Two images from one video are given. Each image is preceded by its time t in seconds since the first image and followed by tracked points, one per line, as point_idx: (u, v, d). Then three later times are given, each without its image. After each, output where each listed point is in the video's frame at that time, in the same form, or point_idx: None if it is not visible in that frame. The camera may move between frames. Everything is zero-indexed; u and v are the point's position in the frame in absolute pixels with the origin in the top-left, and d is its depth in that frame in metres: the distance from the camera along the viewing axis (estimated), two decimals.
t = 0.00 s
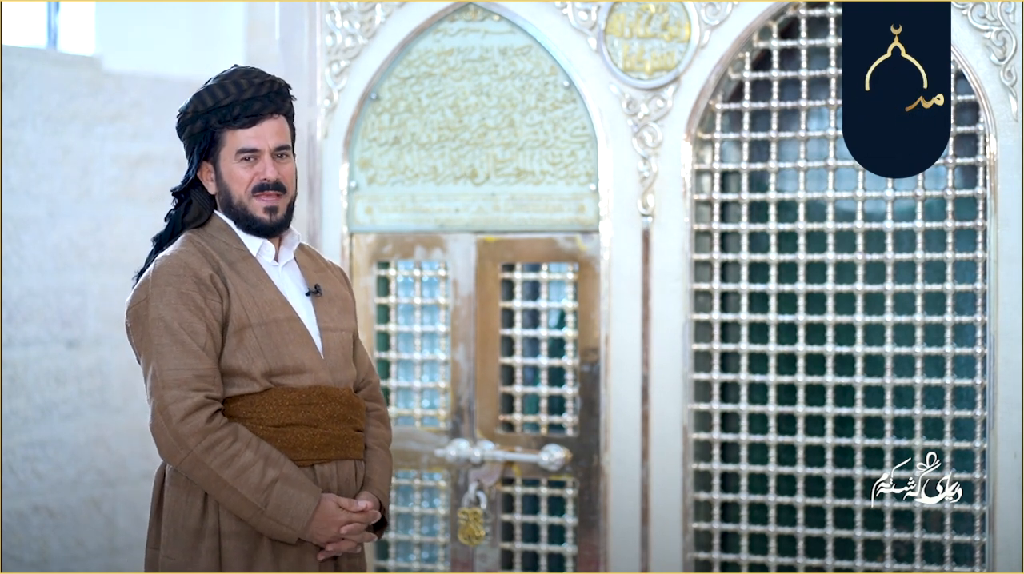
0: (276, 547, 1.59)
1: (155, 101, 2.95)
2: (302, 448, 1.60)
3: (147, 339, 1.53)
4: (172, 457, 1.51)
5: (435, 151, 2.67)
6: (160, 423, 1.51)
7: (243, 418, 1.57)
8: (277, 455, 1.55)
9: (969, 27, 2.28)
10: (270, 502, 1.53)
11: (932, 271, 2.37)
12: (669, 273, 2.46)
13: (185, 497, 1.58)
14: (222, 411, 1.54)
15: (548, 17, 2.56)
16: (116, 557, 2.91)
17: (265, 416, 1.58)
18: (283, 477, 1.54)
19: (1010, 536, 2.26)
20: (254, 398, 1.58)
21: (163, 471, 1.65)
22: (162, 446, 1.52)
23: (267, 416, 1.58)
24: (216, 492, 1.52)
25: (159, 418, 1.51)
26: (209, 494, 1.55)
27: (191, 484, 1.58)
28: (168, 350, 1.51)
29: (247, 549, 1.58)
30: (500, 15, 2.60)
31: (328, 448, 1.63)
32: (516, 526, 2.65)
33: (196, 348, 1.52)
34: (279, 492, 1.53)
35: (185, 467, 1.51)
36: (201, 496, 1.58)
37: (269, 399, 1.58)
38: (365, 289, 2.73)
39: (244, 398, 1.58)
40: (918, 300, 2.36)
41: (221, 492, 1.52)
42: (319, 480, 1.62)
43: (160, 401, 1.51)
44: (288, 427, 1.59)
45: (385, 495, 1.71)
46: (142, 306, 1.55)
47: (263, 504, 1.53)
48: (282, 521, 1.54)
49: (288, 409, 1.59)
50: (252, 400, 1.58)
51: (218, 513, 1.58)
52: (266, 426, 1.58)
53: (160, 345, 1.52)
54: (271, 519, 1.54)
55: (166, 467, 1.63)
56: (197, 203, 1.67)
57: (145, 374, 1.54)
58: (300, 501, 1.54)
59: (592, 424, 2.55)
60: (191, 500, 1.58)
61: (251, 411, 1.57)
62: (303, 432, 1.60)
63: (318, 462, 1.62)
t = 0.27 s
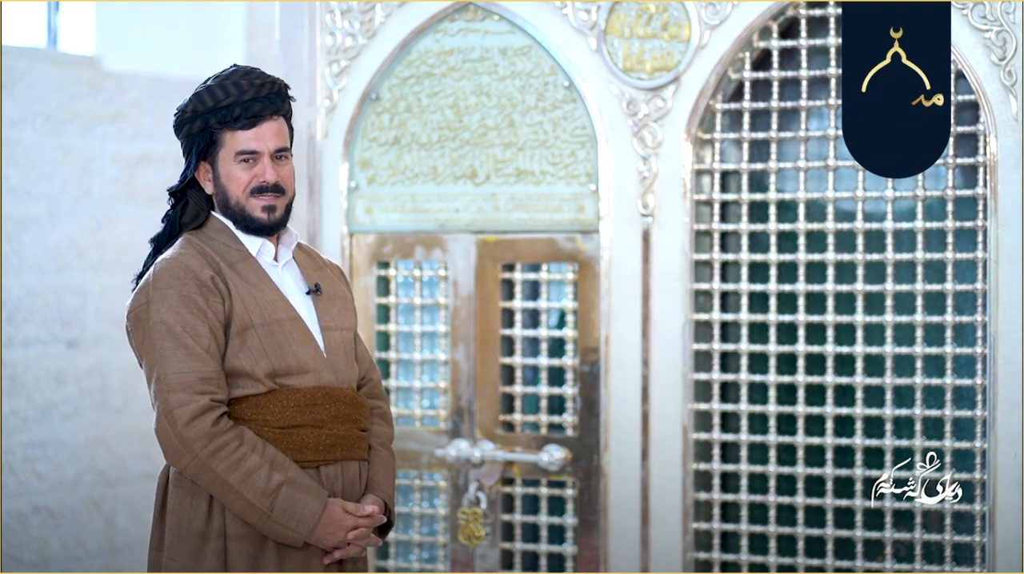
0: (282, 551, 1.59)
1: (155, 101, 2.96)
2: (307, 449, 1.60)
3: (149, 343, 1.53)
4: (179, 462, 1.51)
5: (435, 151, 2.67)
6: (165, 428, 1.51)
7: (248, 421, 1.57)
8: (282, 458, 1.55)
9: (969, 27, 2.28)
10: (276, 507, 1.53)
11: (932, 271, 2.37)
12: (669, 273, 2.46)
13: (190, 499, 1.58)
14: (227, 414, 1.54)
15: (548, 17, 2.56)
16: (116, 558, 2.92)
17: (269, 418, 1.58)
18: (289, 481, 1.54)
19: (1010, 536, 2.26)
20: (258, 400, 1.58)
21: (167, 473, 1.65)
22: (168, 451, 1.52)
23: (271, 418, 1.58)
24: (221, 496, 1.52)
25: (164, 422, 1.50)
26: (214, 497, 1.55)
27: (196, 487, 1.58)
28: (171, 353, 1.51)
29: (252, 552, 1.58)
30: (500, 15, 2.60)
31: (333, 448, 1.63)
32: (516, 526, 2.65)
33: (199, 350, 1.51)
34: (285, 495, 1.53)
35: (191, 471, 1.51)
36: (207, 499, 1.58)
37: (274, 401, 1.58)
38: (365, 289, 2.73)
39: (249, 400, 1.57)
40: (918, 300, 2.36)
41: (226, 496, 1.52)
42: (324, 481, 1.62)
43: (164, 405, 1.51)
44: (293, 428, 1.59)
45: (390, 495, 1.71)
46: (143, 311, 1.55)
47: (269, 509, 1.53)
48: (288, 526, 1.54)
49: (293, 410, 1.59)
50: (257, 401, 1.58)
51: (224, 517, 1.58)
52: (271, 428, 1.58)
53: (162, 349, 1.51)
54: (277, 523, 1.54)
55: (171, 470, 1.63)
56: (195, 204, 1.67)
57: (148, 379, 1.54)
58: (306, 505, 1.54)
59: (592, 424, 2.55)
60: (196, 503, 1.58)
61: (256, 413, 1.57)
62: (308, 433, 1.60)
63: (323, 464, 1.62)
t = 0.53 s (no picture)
0: (280, 552, 1.59)
1: (155, 101, 2.96)
2: (307, 451, 1.60)
3: (150, 344, 1.53)
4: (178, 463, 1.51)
5: (435, 151, 2.67)
6: (164, 429, 1.51)
7: (248, 422, 1.57)
8: (282, 461, 1.55)
9: (969, 27, 2.28)
10: (274, 509, 1.53)
11: (932, 271, 2.37)
12: (669, 273, 2.46)
13: (188, 500, 1.59)
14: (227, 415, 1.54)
15: (548, 17, 2.56)
16: (116, 557, 2.92)
17: (269, 419, 1.58)
18: (288, 484, 1.54)
19: (1010, 535, 2.26)
20: (258, 402, 1.58)
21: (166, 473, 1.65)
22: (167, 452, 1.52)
23: (271, 419, 1.58)
24: (220, 497, 1.52)
25: (164, 424, 1.51)
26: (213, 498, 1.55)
27: (195, 487, 1.58)
28: (172, 354, 1.51)
29: (250, 554, 1.58)
30: (500, 15, 2.60)
31: (333, 451, 1.63)
32: (516, 526, 2.65)
33: (200, 352, 1.52)
34: (283, 498, 1.53)
35: (190, 472, 1.51)
36: (206, 499, 1.58)
37: (274, 403, 1.58)
38: (365, 289, 2.73)
39: (248, 402, 1.57)
40: (918, 300, 2.36)
41: (225, 498, 1.52)
42: (324, 483, 1.62)
43: (164, 406, 1.51)
44: (293, 430, 1.59)
45: (390, 497, 1.72)
46: (145, 312, 1.55)
47: (267, 511, 1.53)
48: (287, 528, 1.54)
49: (293, 412, 1.59)
50: (257, 403, 1.58)
51: (222, 518, 1.58)
52: (271, 429, 1.58)
53: (163, 350, 1.52)
54: (275, 525, 1.54)
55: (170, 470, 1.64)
56: (198, 204, 1.67)
57: (149, 379, 1.54)
58: (305, 507, 1.54)
59: (592, 424, 2.55)
60: (195, 503, 1.58)
61: (255, 414, 1.57)
62: (308, 435, 1.60)
63: (322, 465, 1.62)
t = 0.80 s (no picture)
0: (277, 552, 1.59)
1: (155, 101, 3.01)
2: (305, 453, 1.60)
3: (152, 341, 1.53)
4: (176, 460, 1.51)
5: (435, 151, 2.67)
6: (164, 426, 1.50)
7: (248, 422, 1.57)
8: (281, 461, 1.55)
9: (969, 27, 2.28)
10: (272, 509, 1.53)
11: (932, 271, 2.37)
12: (669, 273, 2.46)
13: (187, 498, 1.58)
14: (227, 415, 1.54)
15: (548, 17, 2.56)
16: (116, 557, 2.95)
17: (269, 420, 1.57)
18: (286, 485, 1.54)
19: (1010, 535, 2.26)
20: (258, 402, 1.58)
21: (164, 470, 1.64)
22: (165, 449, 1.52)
23: (271, 419, 1.57)
24: (217, 496, 1.52)
25: (163, 421, 1.50)
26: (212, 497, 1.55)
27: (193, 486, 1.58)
28: (174, 352, 1.51)
29: (247, 553, 1.58)
30: (500, 15, 2.60)
31: (332, 452, 1.63)
32: (516, 526, 2.65)
33: (202, 351, 1.51)
34: (281, 498, 1.53)
35: (189, 470, 1.51)
36: (204, 498, 1.58)
37: (274, 403, 1.58)
38: (365, 289, 2.73)
39: (248, 401, 1.57)
40: (918, 300, 2.36)
41: (223, 497, 1.52)
42: (322, 484, 1.62)
43: (164, 403, 1.50)
44: (293, 430, 1.59)
45: (387, 499, 1.72)
46: (148, 308, 1.55)
47: (264, 512, 1.53)
48: (283, 529, 1.54)
49: (293, 413, 1.59)
50: (257, 402, 1.58)
51: (220, 516, 1.58)
52: (270, 430, 1.57)
53: (165, 347, 1.51)
54: (273, 525, 1.54)
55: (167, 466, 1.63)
56: (202, 202, 1.67)
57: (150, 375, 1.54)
58: (302, 509, 1.54)
59: (592, 424, 2.55)
60: (193, 502, 1.58)
61: (255, 413, 1.57)
62: (308, 436, 1.60)
63: (321, 466, 1.62)
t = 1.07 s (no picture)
0: (277, 553, 1.58)
1: (155, 101, 3.04)
2: (305, 453, 1.59)
3: (154, 339, 1.53)
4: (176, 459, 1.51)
5: (435, 151, 2.67)
6: (165, 425, 1.50)
7: (248, 421, 1.57)
8: (281, 461, 1.55)
9: (969, 27, 2.28)
10: (273, 509, 1.53)
11: (932, 271, 2.37)
12: (669, 273, 2.46)
13: (187, 498, 1.58)
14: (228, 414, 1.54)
15: (548, 17, 2.56)
16: (116, 557, 2.98)
17: (269, 420, 1.57)
18: (287, 485, 1.54)
19: (1010, 535, 2.26)
20: (259, 402, 1.58)
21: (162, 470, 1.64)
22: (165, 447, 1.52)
23: (271, 419, 1.57)
24: (219, 496, 1.52)
25: (165, 419, 1.50)
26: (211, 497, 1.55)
27: (193, 485, 1.58)
28: (176, 351, 1.51)
29: (247, 554, 1.58)
30: (500, 15, 2.60)
31: (332, 452, 1.63)
32: (516, 526, 2.65)
33: (204, 350, 1.51)
34: (282, 498, 1.53)
35: (189, 470, 1.51)
36: (204, 497, 1.58)
37: (274, 403, 1.58)
38: (365, 289, 2.73)
39: (248, 401, 1.57)
40: (918, 300, 2.35)
41: (224, 496, 1.52)
42: (322, 484, 1.62)
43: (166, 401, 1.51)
44: (293, 430, 1.59)
45: (385, 500, 1.72)
46: (149, 306, 1.55)
47: (266, 512, 1.53)
48: (284, 530, 1.54)
49: (293, 413, 1.59)
50: (258, 402, 1.58)
51: (220, 516, 1.58)
52: (271, 430, 1.57)
53: (167, 346, 1.51)
54: (273, 525, 1.54)
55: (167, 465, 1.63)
56: (206, 201, 1.67)
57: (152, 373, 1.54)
58: (302, 509, 1.54)
59: (592, 424, 2.55)
60: (193, 502, 1.58)
61: (256, 413, 1.57)
62: (308, 436, 1.60)
63: (321, 467, 1.62)
